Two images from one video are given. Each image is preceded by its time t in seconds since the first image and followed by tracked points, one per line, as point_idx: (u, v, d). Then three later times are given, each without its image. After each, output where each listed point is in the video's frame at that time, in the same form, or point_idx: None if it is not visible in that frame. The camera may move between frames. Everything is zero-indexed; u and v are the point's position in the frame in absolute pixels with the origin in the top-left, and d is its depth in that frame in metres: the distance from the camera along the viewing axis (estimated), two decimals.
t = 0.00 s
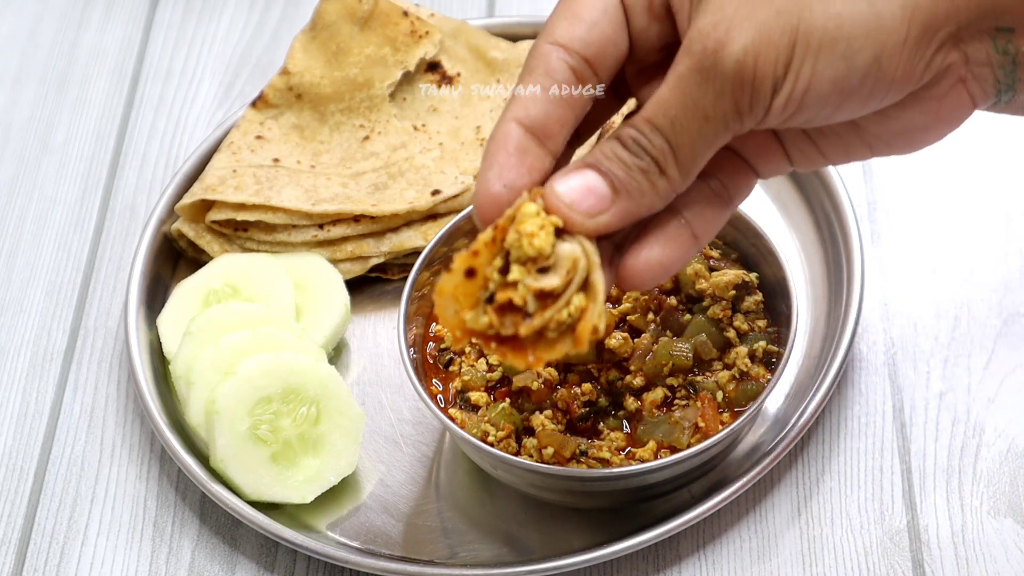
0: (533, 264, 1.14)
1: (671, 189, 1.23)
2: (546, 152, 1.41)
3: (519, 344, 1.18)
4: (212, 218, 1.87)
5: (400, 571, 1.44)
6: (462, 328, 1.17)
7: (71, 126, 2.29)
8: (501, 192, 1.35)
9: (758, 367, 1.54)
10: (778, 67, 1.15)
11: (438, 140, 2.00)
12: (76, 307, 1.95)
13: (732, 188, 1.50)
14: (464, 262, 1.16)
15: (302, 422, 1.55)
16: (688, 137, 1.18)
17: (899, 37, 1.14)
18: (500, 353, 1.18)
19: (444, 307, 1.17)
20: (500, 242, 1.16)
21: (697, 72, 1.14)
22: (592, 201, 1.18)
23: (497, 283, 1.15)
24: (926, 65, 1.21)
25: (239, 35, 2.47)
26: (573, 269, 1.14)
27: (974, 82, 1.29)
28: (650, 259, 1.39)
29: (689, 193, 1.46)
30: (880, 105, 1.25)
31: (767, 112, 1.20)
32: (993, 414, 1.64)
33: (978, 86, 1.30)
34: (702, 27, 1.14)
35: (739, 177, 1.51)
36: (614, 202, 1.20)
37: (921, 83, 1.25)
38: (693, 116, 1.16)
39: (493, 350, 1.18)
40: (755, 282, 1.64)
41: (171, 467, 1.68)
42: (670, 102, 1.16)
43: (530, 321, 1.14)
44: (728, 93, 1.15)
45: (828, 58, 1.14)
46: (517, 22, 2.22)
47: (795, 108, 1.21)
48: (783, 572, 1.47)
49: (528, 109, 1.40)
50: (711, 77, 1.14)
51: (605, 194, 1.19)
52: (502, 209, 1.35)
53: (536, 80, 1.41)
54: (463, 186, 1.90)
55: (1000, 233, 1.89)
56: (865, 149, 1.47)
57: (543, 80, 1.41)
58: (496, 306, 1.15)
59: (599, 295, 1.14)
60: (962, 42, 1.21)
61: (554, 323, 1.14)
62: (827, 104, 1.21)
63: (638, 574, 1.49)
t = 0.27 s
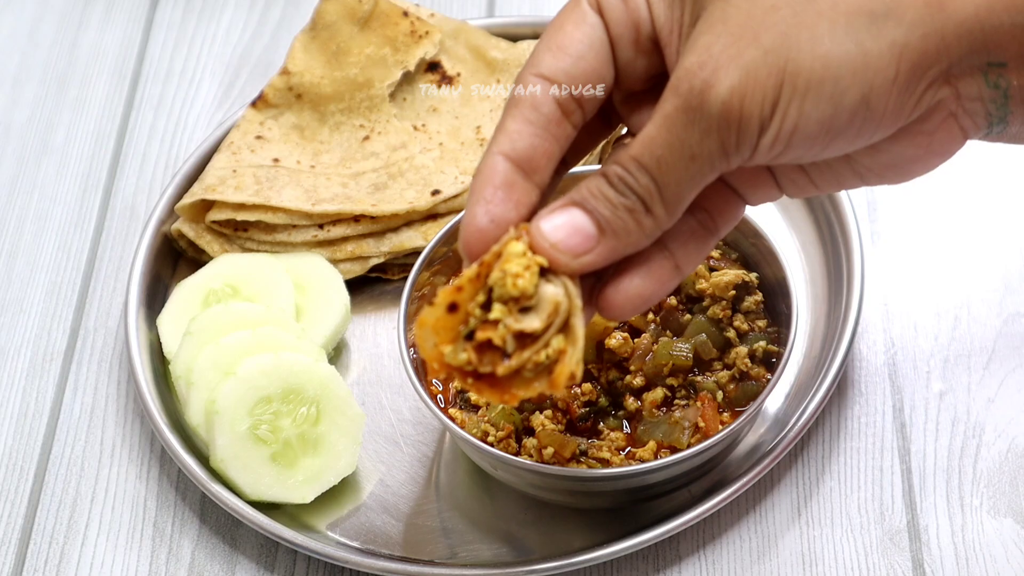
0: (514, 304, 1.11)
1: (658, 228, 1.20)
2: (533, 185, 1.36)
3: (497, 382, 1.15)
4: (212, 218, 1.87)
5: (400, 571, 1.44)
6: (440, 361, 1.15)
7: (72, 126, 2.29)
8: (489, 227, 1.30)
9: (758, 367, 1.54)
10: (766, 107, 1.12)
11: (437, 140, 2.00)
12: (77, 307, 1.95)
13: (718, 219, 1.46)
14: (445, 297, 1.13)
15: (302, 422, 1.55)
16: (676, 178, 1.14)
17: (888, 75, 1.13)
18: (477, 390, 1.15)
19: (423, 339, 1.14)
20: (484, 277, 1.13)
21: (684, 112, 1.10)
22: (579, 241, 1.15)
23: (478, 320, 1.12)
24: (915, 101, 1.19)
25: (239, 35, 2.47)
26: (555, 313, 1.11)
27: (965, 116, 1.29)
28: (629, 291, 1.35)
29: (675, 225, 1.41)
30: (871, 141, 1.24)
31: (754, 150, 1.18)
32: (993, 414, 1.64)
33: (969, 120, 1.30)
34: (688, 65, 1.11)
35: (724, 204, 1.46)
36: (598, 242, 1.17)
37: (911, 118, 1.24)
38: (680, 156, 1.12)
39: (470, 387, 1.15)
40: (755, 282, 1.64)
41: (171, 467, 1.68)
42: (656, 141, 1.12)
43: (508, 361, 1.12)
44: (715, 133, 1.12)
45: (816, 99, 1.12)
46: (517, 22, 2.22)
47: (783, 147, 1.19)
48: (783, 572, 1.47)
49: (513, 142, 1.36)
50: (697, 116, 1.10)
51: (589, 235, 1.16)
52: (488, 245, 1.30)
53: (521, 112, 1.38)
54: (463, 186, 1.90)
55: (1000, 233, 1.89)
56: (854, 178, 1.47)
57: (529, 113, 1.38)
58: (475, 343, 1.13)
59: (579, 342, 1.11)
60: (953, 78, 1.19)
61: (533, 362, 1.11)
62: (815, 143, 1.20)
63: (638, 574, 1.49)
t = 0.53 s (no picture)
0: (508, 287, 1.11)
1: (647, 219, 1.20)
2: (531, 167, 1.36)
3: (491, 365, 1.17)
4: (212, 218, 1.87)
5: (400, 571, 1.44)
6: (435, 344, 1.16)
7: (72, 127, 2.29)
8: (484, 206, 1.29)
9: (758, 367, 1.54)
10: (765, 105, 1.13)
11: (438, 140, 2.00)
12: (77, 307, 1.95)
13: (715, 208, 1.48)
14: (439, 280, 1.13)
15: (302, 422, 1.55)
16: (668, 167, 1.14)
17: (889, 80, 1.14)
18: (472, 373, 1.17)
19: (418, 322, 1.15)
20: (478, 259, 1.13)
21: (683, 104, 1.10)
22: (570, 225, 1.13)
23: (473, 303, 1.13)
24: (915, 109, 1.22)
25: (239, 35, 2.47)
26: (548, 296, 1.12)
27: (963, 124, 1.32)
28: (634, 286, 1.41)
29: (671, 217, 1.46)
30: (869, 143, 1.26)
31: (751, 145, 1.19)
32: (993, 414, 1.64)
33: (967, 128, 1.33)
34: (689, 58, 1.11)
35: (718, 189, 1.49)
36: (589, 227, 1.15)
37: (910, 125, 1.26)
38: (675, 147, 1.12)
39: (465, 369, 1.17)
40: (755, 282, 1.64)
41: (171, 467, 1.68)
42: (653, 128, 1.11)
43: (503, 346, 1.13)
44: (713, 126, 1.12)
45: (815, 101, 1.14)
46: (516, 22, 2.22)
47: (778, 144, 1.21)
48: (783, 572, 1.47)
49: (514, 122, 1.35)
50: (697, 109, 1.10)
51: (581, 219, 1.14)
52: (483, 224, 1.29)
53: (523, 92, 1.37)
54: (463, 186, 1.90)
55: (1001, 233, 1.89)
56: (846, 172, 1.48)
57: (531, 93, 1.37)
58: (470, 327, 1.14)
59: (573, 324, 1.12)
60: (953, 88, 1.21)
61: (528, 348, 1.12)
62: (811, 143, 1.22)
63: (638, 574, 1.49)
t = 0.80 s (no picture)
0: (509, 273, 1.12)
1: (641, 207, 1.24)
2: (539, 147, 1.39)
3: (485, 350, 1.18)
4: (212, 218, 1.87)
5: (399, 571, 1.44)
6: (430, 323, 1.17)
7: (72, 127, 2.29)
8: (489, 185, 1.31)
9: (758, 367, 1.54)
10: (762, 108, 1.15)
11: (437, 140, 2.00)
12: (76, 307, 1.95)
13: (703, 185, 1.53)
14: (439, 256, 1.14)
15: (302, 422, 1.55)
16: (664, 159, 1.17)
17: (885, 93, 1.15)
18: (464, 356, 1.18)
19: (415, 300, 1.16)
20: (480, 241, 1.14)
21: (682, 100, 1.12)
22: (565, 212, 1.16)
23: (472, 286, 1.14)
24: (912, 118, 1.22)
25: (239, 35, 2.47)
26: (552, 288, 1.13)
27: (961, 131, 1.33)
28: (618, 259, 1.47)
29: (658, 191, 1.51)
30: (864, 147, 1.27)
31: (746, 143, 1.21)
32: (993, 414, 1.64)
33: (964, 132, 1.33)
34: (691, 54, 1.12)
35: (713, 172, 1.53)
36: (584, 213, 1.18)
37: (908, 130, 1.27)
38: (672, 142, 1.15)
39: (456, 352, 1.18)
40: (755, 282, 1.64)
41: (171, 467, 1.68)
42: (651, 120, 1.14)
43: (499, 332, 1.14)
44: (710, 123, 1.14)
45: (811, 106, 1.15)
46: (516, 22, 2.21)
47: (774, 143, 1.23)
48: (783, 572, 1.48)
49: (522, 103, 1.39)
50: (694, 107, 1.12)
51: (576, 205, 1.17)
52: (487, 203, 1.31)
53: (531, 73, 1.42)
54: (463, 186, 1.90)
55: (1001, 233, 1.89)
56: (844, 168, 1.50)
57: (540, 74, 1.42)
58: (467, 309, 1.15)
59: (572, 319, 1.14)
60: (951, 99, 1.21)
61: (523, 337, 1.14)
62: (806, 145, 1.24)
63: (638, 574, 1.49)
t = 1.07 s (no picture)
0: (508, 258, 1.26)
1: (647, 193, 1.35)
2: (541, 140, 1.47)
3: (483, 330, 1.29)
4: (212, 218, 1.86)
5: (399, 571, 1.44)
6: (432, 303, 1.29)
7: (71, 126, 2.29)
8: (493, 176, 1.42)
9: (758, 367, 1.54)
10: (759, 86, 1.23)
11: (437, 140, 1.99)
12: (76, 307, 1.94)
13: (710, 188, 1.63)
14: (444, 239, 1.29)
15: (302, 422, 1.55)
16: (666, 145, 1.28)
17: (883, 67, 1.19)
18: (462, 335, 1.28)
19: (418, 280, 1.28)
20: (482, 228, 1.29)
21: (681, 83, 1.22)
22: (569, 201, 1.30)
23: (475, 266, 1.27)
24: (910, 97, 1.26)
25: (238, 34, 2.46)
26: (550, 272, 1.26)
27: (965, 116, 1.33)
28: (612, 246, 1.48)
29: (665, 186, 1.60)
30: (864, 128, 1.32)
31: (746, 125, 1.30)
32: (993, 415, 1.63)
33: (969, 120, 1.34)
34: (690, 37, 1.22)
35: (720, 177, 1.63)
36: (589, 203, 1.32)
37: (908, 111, 1.30)
38: (673, 126, 1.25)
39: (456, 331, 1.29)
40: (755, 282, 1.64)
41: (171, 467, 1.67)
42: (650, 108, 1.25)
43: (499, 311, 1.25)
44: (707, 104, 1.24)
45: (808, 81, 1.21)
46: (517, 21, 2.21)
47: (774, 124, 1.30)
48: (784, 572, 1.47)
49: (525, 99, 1.47)
50: (691, 89, 1.22)
51: (582, 194, 1.31)
52: (491, 193, 1.42)
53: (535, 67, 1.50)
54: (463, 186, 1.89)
55: (1001, 232, 1.89)
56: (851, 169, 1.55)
57: (543, 69, 1.50)
58: (468, 288, 1.26)
59: (568, 303, 1.26)
60: (953, 76, 1.23)
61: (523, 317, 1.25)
62: (805, 125, 1.30)
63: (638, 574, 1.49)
